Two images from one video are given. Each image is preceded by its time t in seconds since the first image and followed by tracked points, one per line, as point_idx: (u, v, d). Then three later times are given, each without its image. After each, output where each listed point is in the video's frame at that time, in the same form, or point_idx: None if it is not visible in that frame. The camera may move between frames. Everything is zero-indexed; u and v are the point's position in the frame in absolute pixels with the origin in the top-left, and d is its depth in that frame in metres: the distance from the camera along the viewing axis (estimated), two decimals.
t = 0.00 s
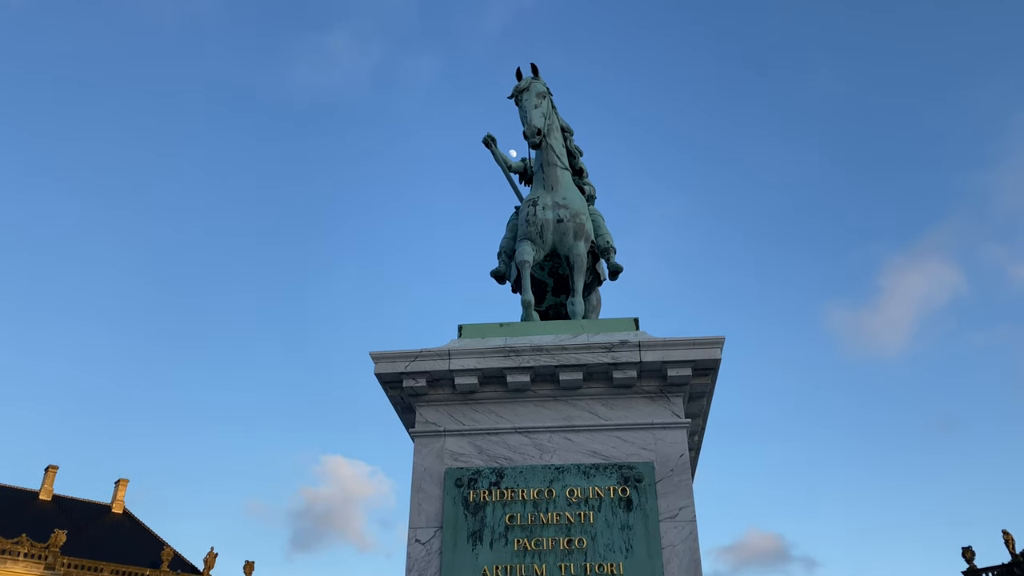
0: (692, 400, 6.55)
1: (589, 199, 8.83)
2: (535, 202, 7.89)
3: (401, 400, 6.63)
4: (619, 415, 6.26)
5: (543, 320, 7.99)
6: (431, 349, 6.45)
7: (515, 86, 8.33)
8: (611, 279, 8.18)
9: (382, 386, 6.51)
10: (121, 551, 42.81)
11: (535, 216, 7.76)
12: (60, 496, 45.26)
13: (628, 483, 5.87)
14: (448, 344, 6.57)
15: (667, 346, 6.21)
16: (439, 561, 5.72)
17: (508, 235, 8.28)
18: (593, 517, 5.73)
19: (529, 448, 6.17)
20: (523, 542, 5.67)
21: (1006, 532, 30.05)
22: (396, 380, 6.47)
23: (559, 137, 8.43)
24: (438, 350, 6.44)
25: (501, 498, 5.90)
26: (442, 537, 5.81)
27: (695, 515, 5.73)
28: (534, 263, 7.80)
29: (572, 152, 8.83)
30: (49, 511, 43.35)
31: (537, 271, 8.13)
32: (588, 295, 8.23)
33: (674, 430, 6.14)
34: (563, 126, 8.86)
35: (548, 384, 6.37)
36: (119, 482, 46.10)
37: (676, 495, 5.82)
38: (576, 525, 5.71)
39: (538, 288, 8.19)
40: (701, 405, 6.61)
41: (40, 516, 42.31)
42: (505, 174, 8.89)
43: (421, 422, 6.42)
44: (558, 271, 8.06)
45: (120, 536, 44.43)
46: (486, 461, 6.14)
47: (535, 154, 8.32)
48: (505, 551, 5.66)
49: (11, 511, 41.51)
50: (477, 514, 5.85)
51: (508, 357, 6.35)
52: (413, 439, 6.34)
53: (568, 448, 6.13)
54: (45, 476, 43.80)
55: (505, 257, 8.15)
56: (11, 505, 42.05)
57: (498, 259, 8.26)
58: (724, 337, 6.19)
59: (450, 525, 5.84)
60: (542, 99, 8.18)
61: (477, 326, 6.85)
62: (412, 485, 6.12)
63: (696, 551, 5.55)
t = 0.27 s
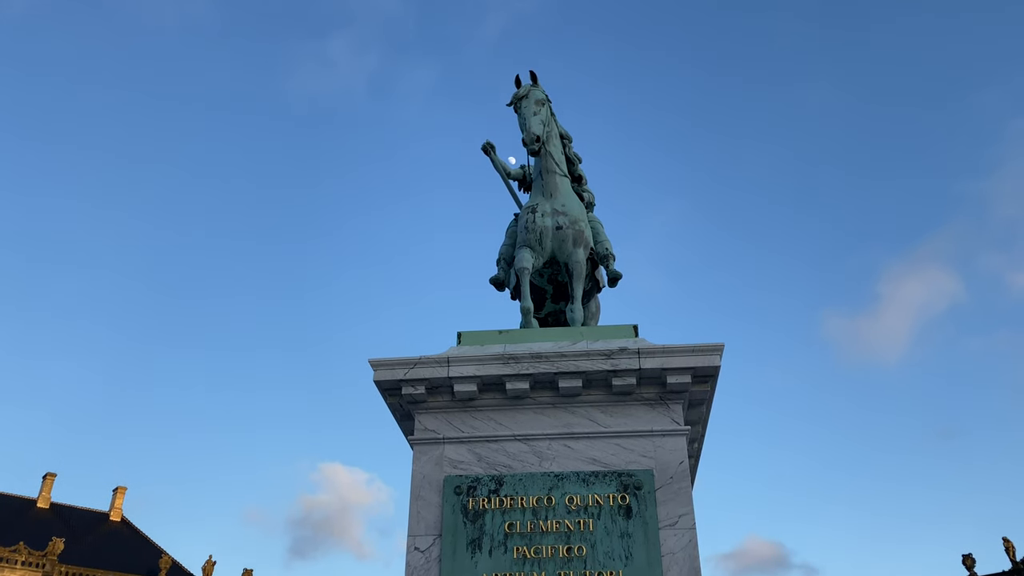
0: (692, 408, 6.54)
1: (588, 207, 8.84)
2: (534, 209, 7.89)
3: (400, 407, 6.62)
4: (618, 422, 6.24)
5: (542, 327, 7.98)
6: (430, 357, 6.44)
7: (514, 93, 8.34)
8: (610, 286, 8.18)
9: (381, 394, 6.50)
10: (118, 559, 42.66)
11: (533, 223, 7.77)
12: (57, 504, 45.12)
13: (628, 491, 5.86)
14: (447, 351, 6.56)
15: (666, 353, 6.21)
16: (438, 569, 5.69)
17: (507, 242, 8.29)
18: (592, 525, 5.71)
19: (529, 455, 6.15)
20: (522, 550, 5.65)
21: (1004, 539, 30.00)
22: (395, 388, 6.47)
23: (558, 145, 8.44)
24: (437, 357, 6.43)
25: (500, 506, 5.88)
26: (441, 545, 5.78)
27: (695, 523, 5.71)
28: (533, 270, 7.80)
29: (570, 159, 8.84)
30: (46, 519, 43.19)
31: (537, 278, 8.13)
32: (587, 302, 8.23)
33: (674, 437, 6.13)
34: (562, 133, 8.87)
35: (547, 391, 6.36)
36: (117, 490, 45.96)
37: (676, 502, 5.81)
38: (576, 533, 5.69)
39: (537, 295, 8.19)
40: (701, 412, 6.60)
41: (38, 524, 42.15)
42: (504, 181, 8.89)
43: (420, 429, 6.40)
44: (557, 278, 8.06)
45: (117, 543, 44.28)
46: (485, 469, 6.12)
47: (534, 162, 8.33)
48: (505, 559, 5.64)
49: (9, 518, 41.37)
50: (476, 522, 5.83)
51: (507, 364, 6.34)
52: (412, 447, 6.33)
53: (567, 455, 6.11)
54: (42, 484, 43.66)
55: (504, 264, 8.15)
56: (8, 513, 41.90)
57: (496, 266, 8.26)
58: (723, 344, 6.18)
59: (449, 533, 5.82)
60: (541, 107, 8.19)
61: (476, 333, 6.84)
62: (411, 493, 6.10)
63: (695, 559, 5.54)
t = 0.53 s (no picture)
0: (691, 411, 6.54)
1: (588, 210, 8.85)
2: (534, 212, 7.90)
3: (399, 410, 6.62)
4: (617, 425, 6.24)
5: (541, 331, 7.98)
6: (429, 360, 6.44)
7: (513, 97, 8.35)
8: (609, 289, 8.18)
9: (380, 397, 6.50)
10: (118, 562, 42.59)
11: (532, 226, 7.76)
12: (56, 507, 45.04)
13: (627, 494, 5.85)
14: (447, 355, 6.57)
15: (665, 356, 6.21)
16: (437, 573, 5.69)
17: (507, 245, 8.29)
18: (592, 529, 5.71)
19: (528, 459, 6.15)
20: (522, 553, 5.64)
21: (1004, 541, 30.19)
22: (394, 391, 6.46)
23: (557, 148, 8.45)
24: (436, 361, 6.44)
25: (500, 509, 5.88)
26: (440, 549, 5.78)
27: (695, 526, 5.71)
28: (533, 273, 7.80)
29: (570, 163, 8.85)
30: (45, 523, 43.10)
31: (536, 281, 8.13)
32: (586, 305, 8.24)
33: (673, 440, 6.13)
34: (561, 137, 8.88)
35: (546, 395, 6.36)
36: (116, 494, 45.88)
37: (675, 506, 5.81)
38: (575, 536, 5.68)
39: (537, 298, 8.19)
40: (700, 415, 6.60)
41: (36, 528, 42.05)
42: (503, 184, 8.90)
43: (419, 432, 6.40)
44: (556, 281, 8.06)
45: (116, 547, 44.20)
46: (484, 472, 6.12)
47: (533, 166, 8.33)
48: (504, 563, 5.63)
49: (7, 522, 41.28)
50: (475, 526, 5.82)
51: (506, 368, 6.35)
52: (412, 450, 6.33)
53: (566, 459, 6.11)
54: (41, 487, 43.58)
55: (504, 267, 8.15)
56: (7, 516, 41.80)
57: (496, 269, 8.27)
58: (722, 347, 6.19)
59: (448, 536, 5.81)
60: (540, 110, 8.20)
61: (475, 336, 6.84)
62: (410, 496, 6.10)
63: (695, 562, 5.53)
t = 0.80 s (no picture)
0: (691, 410, 6.55)
1: (587, 210, 8.86)
2: (533, 212, 7.90)
3: (398, 410, 6.62)
4: (616, 425, 6.24)
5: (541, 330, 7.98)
6: (428, 360, 6.44)
7: (513, 97, 8.35)
8: (608, 289, 8.19)
9: (379, 397, 6.50)
10: (117, 562, 42.60)
11: (532, 226, 7.76)
12: (56, 508, 45.04)
13: (626, 493, 5.86)
14: (446, 355, 6.57)
15: (664, 355, 6.21)
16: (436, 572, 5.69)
17: (506, 245, 8.30)
18: (591, 528, 5.71)
19: (527, 458, 6.15)
20: (521, 553, 5.65)
21: (1003, 541, 30.21)
22: (393, 391, 6.46)
23: (556, 148, 8.45)
24: (436, 360, 6.44)
25: (499, 509, 5.88)
26: (440, 548, 5.78)
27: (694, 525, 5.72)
28: (532, 273, 7.80)
29: (569, 163, 8.86)
30: (44, 523, 43.10)
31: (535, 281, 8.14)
32: (586, 305, 8.24)
33: (673, 440, 6.13)
34: (560, 137, 8.89)
35: (546, 394, 6.36)
36: (115, 494, 45.89)
37: (674, 506, 5.81)
38: (574, 536, 5.69)
39: (536, 298, 8.19)
40: (700, 415, 6.61)
41: (36, 528, 42.05)
42: (502, 184, 8.90)
43: (418, 432, 6.40)
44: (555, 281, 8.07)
45: (116, 547, 44.20)
46: (484, 472, 6.12)
47: (532, 165, 8.33)
48: (504, 562, 5.63)
49: (7, 522, 41.27)
50: (475, 525, 5.83)
51: (506, 367, 6.35)
52: (411, 450, 6.33)
53: (566, 458, 6.12)
54: (40, 488, 43.58)
55: (503, 267, 8.16)
56: (6, 516, 41.79)
57: (495, 269, 8.27)
58: (721, 347, 6.20)
59: (447, 536, 5.81)
60: (539, 110, 8.20)
61: (474, 336, 6.85)
62: (410, 496, 6.10)
63: (694, 562, 5.53)
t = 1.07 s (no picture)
0: (690, 406, 6.56)
1: (587, 207, 8.86)
2: (532, 209, 7.90)
3: (398, 407, 6.63)
4: (616, 421, 6.25)
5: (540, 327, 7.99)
6: (428, 357, 6.45)
7: (513, 93, 8.34)
8: (608, 285, 8.20)
9: (379, 393, 6.51)
10: (117, 558, 42.68)
11: (532, 222, 7.76)
12: (55, 504, 45.11)
13: (626, 489, 5.87)
14: (446, 351, 6.57)
15: (664, 352, 6.22)
16: (436, 568, 5.70)
17: (506, 241, 8.30)
18: (590, 524, 5.73)
19: (527, 454, 6.16)
20: (521, 549, 5.66)
21: (1001, 537, 30.30)
22: (393, 387, 6.47)
23: (555, 144, 8.45)
24: (435, 357, 6.44)
25: (498, 505, 5.89)
26: (440, 545, 5.79)
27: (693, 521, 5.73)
28: (532, 269, 7.80)
29: (569, 159, 8.85)
30: (44, 519, 43.15)
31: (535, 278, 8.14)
32: (585, 302, 8.25)
33: (672, 436, 6.14)
34: (560, 134, 8.88)
35: (545, 391, 6.37)
36: (115, 490, 45.94)
37: (673, 502, 5.82)
38: (574, 531, 5.70)
39: (536, 294, 8.20)
40: (699, 411, 6.62)
41: (36, 524, 42.09)
42: (502, 180, 8.90)
43: (418, 429, 6.41)
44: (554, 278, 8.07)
45: (116, 543, 44.28)
46: (483, 468, 6.13)
47: (532, 162, 8.33)
48: (503, 558, 5.65)
49: (7, 518, 41.32)
50: (475, 522, 5.84)
51: (505, 363, 6.35)
52: (411, 446, 6.34)
53: (565, 454, 6.13)
54: (40, 484, 43.63)
55: (502, 264, 8.16)
56: (6, 512, 41.83)
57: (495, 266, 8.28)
58: (721, 343, 6.20)
59: (447, 532, 5.83)
60: (539, 106, 8.19)
61: (474, 333, 6.85)
62: (409, 492, 6.11)
63: (694, 558, 5.55)
